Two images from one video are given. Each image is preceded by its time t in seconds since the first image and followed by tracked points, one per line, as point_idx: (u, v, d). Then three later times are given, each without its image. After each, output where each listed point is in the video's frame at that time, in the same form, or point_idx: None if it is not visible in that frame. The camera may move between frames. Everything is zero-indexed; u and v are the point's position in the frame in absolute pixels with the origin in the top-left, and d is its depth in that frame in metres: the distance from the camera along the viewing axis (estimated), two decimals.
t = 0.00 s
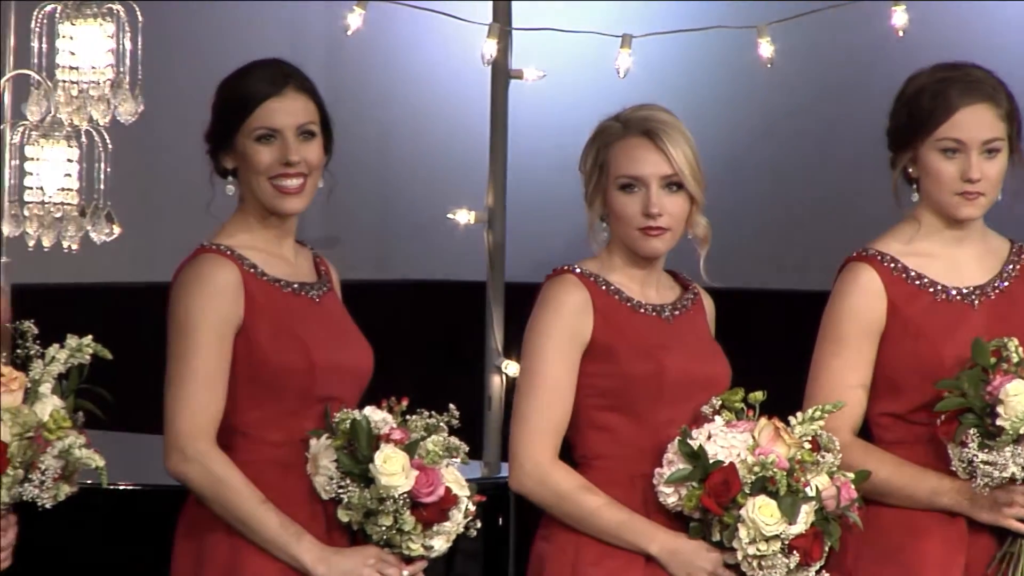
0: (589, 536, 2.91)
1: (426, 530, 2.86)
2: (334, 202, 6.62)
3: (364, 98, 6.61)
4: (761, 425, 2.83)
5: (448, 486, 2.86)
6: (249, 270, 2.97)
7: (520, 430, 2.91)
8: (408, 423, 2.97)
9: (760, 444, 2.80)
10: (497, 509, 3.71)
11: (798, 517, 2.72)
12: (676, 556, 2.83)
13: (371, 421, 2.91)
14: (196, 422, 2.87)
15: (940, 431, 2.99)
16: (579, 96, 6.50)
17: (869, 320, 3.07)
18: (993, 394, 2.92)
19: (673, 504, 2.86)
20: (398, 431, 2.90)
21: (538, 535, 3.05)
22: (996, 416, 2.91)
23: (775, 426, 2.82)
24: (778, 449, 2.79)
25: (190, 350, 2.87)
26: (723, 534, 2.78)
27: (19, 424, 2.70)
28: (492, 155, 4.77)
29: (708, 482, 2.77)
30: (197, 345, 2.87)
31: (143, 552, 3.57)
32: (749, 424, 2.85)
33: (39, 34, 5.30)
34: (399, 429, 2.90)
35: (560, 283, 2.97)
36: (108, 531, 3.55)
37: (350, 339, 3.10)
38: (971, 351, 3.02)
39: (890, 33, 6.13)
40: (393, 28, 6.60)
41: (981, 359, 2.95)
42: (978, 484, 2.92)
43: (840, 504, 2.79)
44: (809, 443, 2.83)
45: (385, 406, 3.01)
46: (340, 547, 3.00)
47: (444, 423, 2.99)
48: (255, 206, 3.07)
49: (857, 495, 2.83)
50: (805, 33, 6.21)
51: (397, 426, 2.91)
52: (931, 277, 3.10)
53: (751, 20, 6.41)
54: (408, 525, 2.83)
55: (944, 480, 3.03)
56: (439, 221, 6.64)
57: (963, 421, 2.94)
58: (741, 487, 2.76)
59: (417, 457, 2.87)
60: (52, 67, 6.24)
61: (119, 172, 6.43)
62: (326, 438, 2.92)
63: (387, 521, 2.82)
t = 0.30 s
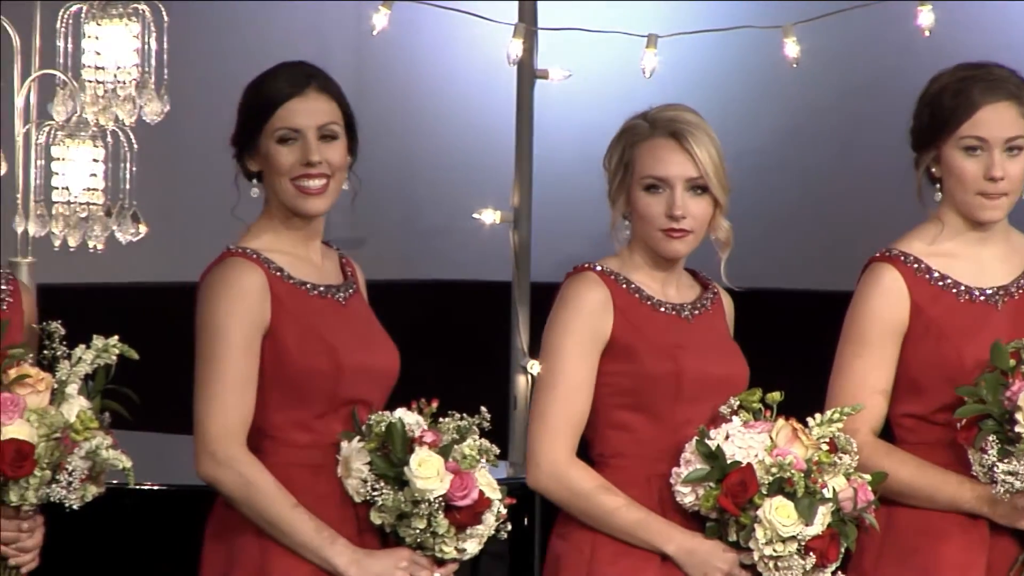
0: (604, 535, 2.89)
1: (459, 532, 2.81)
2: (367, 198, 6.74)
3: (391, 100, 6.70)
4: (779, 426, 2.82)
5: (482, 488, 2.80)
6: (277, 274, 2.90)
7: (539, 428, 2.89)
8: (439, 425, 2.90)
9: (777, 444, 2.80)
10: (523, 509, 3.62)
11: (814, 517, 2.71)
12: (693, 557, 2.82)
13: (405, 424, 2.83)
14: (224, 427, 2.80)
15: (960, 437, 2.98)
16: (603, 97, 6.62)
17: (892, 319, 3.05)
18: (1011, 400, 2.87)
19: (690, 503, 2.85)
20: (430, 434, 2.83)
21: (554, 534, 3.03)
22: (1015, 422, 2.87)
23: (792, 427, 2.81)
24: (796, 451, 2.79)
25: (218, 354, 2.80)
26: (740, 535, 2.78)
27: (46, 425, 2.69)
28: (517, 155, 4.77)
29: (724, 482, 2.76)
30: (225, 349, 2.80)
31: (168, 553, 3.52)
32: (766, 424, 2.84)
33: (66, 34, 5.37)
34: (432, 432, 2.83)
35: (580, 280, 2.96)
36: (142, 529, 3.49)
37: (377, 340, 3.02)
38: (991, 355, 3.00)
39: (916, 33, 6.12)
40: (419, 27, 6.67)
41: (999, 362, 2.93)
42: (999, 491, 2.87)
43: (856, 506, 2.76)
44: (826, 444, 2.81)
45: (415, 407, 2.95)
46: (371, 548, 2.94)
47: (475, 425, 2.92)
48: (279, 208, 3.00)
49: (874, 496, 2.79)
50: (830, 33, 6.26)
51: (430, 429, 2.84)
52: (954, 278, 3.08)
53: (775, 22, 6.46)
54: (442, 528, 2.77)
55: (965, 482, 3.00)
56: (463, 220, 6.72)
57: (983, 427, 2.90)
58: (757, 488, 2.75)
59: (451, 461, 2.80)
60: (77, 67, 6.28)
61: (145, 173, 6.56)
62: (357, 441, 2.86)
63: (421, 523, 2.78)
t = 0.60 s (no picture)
0: (624, 534, 2.88)
1: (466, 541, 2.73)
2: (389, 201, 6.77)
3: (417, 101, 6.74)
4: (798, 426, 2.81)
5: (490, 497, 2.73)
6: (295, 278, 2.85)
7: (558, 427, 2.88)
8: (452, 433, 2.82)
9: (796, 444, 2.79)
10: (548, 509, 3.60)
11: (832, 517, 2.71)
12: (712, 556, 2.81)
13: (415, 431, 2.77)
14: (234, 430, 2.74)
15: (981, 436, 2.95)
16: (628, 97, 6.66)
17: (913, 319, 3.03)
18: None
19: (709, 503, 2.83)
20: (443, 441, 2.77)
21: (573, 534, 3.02)
22: None
23: (812, 426, 2.80)
24: (815, 450, 2.78)
25: (231, 357, 2.74)
26: (759, 534, 2.77)
27: (73, 423, 2.64)
28: (542, 156, 4.78)
29: (743, 482, 2.75)
30: (238, 353, 2.74)
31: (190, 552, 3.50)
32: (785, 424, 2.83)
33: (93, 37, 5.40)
34: (445, 439, 2.77)
35: (600, 279, 2.95)
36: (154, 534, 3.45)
37: (400, 343, 2.97)
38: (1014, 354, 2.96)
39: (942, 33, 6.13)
40: (445, 28, 6.70)
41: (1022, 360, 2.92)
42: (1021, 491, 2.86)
43: (875, 505, 2.77)
44: (845, 444, 2.81)
45: (433, 413, 2.87)
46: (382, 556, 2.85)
47: (490, 433, 2.84)
48: (297, 213, 2.93)
49: (892, 497, 2.81)
50: (855, 33, 6.27)
51: (443, 436, 2.78)
52: (975, 277, 3.07)
53: (800, 22, 6.49)
54: (448, 536, 2.70)
55: (987, 482, 2.98)
56: (486, 220, 6.82)
57: (1005, 426, 2.88)
58: (776, 487, 2.74)
59: (457, 470, 2.72)
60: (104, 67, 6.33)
61: (170, 173, 6.60)
62: (368, 448, 2.79)
63: (427, 532, 2.70)
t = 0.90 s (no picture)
0: (644, 534, 2.88)
1: (480, 542, 2.73)
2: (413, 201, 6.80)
3: (442, 102, 6.75)
4: (818, 425, 2.80)
5: (504, 498, 2.72)
6: (315, 278, 2.86)
7: (578, 426, 2.88)
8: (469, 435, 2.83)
9: (817, 443, 2.78)
10: (572, 510, 3.58)
11: (853, 516, 2.70)
12: (733, 555, 2.81)
13: (430, 432, 2.76)
14: (251, 428, 2.75)
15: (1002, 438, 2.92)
16: (652, 98, 6.68)
17: (934, 317, 3.01)
18: None
19: (730, 502, 2.83)
20: (459, 441, 2.77)
21: (593, 534, 3.02)
22: None
23: (833, 426, 2.79)
24: (835, 449, 2.77)
25: (249, 355, 2.75)
26: (779, 533, 2.77)
27: (104, 423, 2.65)
28: (566, 156, 4.78)
29: (764, 481, 2.74)
30: (257, 351, 2.75)
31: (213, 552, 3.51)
32: (806, 422, 2.83)
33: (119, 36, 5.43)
34: (461, 439, 2.77)
35: (619, 279, 2.95)
36: (184, 535, 3.32)
37: (422, 343, 2.98)
38: None
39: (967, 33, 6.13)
40: (471, 27, 6.72)
41: None
42: None
43: (896, 504, 2.76)
44: (866, 442, 2.80)
45: (451, 414, 2.88)
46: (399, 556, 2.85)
47: (508, 434, 2.83)
48: (316, 214, 2.94)
49: (913, 495, 2.79)
50: (880, 33, 6.27)
51: (459, 436, 2.78)
52: (997, 277, 3.05)
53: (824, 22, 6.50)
54: (462, 537, 2.70)
55: (1009, 483, 2.97)
56: (513, 221, 6.83)
57: None
58: (797, 486, 2.73)
59: (469, 472, 2.71)
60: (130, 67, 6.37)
61: (195, 173, 6.63)
62: (384, 448, 2.80)
63: (440, 533, 2.70)
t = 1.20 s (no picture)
0: (666, 534, 2.87)
1: (505, 542, 2.73)
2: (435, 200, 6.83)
3: (467, 102, 6.77)
4: (839, 423, 2.79)
5: (529, 497, 2.71)
6: (336, 277, 2.86)
7: (599, 426, 2.87)
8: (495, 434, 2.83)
9: (838, 441, 2.78)
10: (597, 510, 3.58)
11: (875, 513, 2.69)
12: (754, 554, 2.80)
13: (455, 431, 2.77)
14: (275, 430, 2.75)
15: None
16: (676, 97, 6.69)
17: (960, 317, 2.99)
18: None
19: (751, 500, 2.81)
20: (484, 440, 2.77)
21: (615, 533, 3.01)
22: None
23: (854, 423, 2.78)
24: (856, 446, 2.76)
25: (270, 356, 2.75)
26: (801, 531, 2.76)
27: (136, 424, 2.66)
28: (591, 157, 4.78)
29: (785, 478, 2.74)
30: (280, 352, 2.76)
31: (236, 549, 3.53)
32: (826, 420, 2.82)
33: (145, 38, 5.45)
34: (486, 438, 2.77)
35: (637, 280, 2.94)
36: (210, 534, 3.32)
37: (444, 342, 2.98)
38: None
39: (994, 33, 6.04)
40: (497, 28, 6.74)
41: None
42: None
43: (917, 501, 2.74)
44: (887, 440, 2.79)
45: (476, 413, 2.88)
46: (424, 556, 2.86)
47: (532, 433, 2.82)
48: (338, 215, 2.95)
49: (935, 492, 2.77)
50: (906, 33, 6.26)
51: (484, 435, 2.77)
52: None
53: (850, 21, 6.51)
54: (487, 537, 2.70)
55: None
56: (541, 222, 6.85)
57: None
58: (818, 484, 2.72)
59: (495, 471, 2.71)
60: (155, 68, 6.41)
61: (220, 173, 6.66)
62: (408, 447, 2.80)
63: (466, 532, 2.70)
